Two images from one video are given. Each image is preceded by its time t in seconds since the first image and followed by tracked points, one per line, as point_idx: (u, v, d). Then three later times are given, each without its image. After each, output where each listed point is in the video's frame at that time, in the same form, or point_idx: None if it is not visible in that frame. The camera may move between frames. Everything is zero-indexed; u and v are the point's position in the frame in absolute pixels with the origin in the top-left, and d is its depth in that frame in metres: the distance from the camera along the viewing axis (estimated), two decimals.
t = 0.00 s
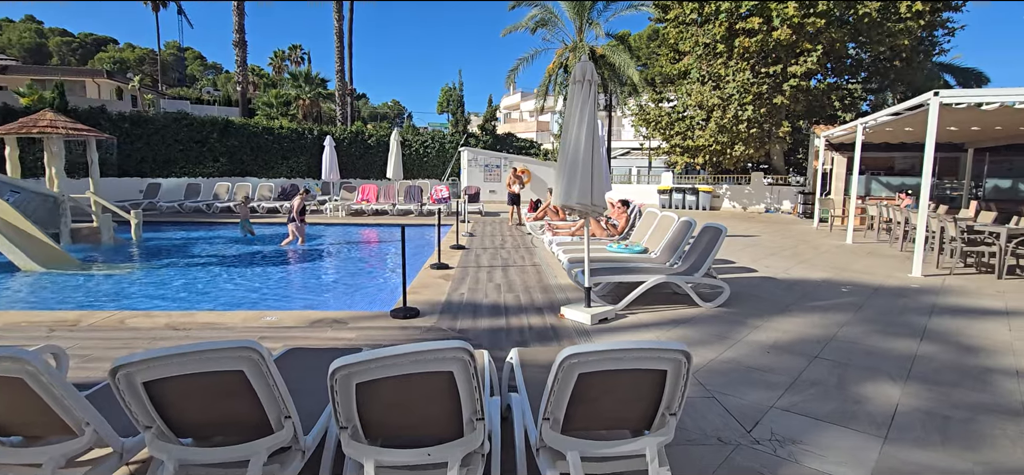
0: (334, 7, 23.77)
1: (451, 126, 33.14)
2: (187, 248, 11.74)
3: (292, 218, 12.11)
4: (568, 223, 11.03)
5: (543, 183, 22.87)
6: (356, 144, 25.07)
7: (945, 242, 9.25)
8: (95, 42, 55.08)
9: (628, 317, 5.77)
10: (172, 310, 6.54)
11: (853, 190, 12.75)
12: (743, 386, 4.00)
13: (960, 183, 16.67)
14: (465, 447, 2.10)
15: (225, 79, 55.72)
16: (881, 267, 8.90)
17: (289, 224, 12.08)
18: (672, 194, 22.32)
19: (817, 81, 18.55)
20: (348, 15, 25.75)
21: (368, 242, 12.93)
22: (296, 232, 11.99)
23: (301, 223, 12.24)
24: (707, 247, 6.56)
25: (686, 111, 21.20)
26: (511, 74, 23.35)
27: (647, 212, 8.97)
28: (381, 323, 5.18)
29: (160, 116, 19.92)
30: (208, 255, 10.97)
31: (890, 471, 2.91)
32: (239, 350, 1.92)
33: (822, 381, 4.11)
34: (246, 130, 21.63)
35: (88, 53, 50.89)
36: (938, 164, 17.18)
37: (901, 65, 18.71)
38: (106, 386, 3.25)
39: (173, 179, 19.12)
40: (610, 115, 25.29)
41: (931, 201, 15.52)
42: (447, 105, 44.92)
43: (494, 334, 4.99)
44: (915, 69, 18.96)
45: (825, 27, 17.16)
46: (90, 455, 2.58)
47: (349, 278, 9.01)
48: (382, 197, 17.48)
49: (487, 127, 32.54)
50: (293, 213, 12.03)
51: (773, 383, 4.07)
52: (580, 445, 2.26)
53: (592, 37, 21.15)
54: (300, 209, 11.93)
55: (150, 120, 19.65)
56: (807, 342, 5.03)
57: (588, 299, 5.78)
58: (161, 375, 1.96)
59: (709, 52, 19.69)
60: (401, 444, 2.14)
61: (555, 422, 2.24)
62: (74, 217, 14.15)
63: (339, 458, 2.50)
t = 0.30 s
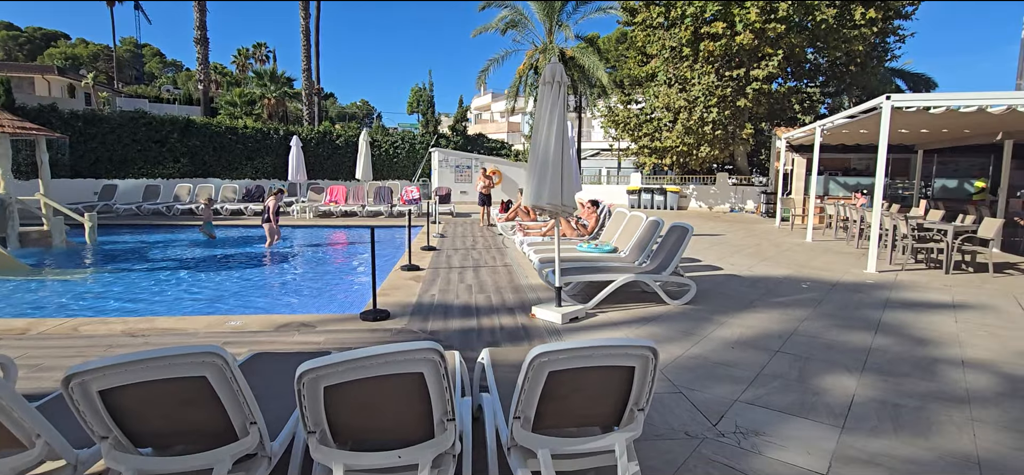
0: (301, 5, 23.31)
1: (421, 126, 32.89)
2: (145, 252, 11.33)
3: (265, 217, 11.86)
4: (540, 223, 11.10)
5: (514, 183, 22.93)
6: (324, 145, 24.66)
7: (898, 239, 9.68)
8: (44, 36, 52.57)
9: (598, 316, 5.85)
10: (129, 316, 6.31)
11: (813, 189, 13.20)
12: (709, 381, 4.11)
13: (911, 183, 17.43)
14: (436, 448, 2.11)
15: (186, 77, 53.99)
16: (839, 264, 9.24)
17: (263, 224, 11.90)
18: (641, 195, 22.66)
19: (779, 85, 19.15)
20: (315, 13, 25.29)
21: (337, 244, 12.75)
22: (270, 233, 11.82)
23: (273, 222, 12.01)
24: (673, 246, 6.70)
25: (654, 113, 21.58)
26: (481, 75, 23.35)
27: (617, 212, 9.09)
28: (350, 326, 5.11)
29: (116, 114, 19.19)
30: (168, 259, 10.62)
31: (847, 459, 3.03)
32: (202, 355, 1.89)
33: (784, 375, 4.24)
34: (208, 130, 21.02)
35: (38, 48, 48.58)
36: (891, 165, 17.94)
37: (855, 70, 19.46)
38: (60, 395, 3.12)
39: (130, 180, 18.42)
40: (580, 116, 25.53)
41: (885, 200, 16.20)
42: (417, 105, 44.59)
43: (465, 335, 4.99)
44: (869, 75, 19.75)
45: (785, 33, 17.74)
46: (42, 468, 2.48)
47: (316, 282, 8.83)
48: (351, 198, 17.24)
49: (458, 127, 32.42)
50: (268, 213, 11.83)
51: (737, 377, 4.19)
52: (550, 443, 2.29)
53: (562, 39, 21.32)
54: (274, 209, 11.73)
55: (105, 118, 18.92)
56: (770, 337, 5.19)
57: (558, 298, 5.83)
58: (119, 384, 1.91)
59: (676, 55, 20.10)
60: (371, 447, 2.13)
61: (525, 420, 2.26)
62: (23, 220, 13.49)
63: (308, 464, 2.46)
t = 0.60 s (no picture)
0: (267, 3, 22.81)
1: (392, 127, 32.56)
2: (102, 257, 10.90)
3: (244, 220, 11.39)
4: (512, 223, 11.14)
5: (486, 184, 22.93)
6: (292, 145, 24.20)
7: (855, 238, 10.06)
8: None
9: (569, 316, 5.89)
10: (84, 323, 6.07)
11: (776, 190, 13.58)
12: (678, 378, 4.19)
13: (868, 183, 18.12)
14: (406, 452, 2.09)
15: (145, 75, 52.20)
16: (801, 262, 9.54)
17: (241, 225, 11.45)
18: (612, 195, 22.94)
19: (743, 89, 19.64)
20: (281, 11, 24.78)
21: (305, 246, 12.54)
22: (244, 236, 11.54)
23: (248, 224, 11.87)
24: (643, 247, 6.80)
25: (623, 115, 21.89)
26: (452, 76, 23.27)
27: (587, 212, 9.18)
28: (319, 331, 5.02)
29: (70, 113, 18.42)
30: (126, 263, 10.24)
31: (809, 451, 3.13)
32: (161, 363, 1.83)
33: (749, 371, 4.36)
34: (170, 130, 20.37)
35: None
36: (849, 166, 18.63)
37: (816, 74, 20.12)
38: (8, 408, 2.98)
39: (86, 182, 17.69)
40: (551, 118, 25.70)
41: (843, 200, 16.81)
42: (388, 105, 44.17)
43: (436, 337, 4.96)
44: (828, 79, 20.44)
45: (749, 38, 18.23)
46: None
47: (284, 285, 8.64)
48: (320, 200, 16.95)
49: (429, 128, 32.22)
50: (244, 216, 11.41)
51: (704, 374, 4.28)
52: (521, 443, 2.30)
53: (533, 41, 21.43)
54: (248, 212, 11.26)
55: (58, 117, 18.15)
56: (736, 334, 5.32)
57: (530, 299, 5.85)
58: (71, 394, 1.83)
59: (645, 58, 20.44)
60: (339, 452, 2.10)
61: (496, 422, 2.26)
62: None
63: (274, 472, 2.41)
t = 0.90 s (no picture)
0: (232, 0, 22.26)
1: (363, 128, 32.19)
2: (56, 262, 10.46)
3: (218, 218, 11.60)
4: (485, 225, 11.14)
5: (458, 186, 22.85)
6: (259, 146, 23.66)
7: (817, 238, 10.39)
8: None
9: (541, 318, 5.91)
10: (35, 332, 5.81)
11: (742, 191, 13.93)
12: (648, 377, 4.25)
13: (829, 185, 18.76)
14: (375, 458, 2.07)
15: (103, 72, 50.30)
16: (766, 262, 9.79)
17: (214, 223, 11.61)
18: (584, 197, 23.16)
19: (711, 92, 20.06)
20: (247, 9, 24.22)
21: (272, 249, 12.29)
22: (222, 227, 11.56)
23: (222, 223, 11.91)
24: (614, 248, 6.88)
25: (594, 118, 22.14)
26: (424, 77, 23.14)
27: (559, 214, 9.24)
28: (287, 336, 4.92)
29: (21, 111, 17.57)
30: (82, 268, 9.86)
31: (773, 446, 3.21)
32: (117, 372, 1.78)
33: (716, 368, 4.45)
34: (129, 129, 19.71)
35: None
36: (811, 168, 19.24)
37: (779, 79, 20.70)
38: None
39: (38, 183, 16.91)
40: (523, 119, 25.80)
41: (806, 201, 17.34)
42: (359, 106, 43.63)
43: (408, 340, 4.92)
44: (791, 84, 21.06)
45: (715, 43, 18.66)
46: None
47: (250, 289, 8.45)
48: (289, 203, 16.62)
49: (400, 129, 31.96)
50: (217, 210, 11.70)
51: (673, 372, 4.36)
52: (492, 446, 2.29)
53: (505, 43, 21.47)
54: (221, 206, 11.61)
55: (9, 116, 17.34)
56: (704, 333, 5.43)
57: (502, 301, 5.85)
58: (20, 406, 1.76)
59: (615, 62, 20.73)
60: (306, 460, 2.06)
61: (467, 424, 2.25)
62: None
63: None
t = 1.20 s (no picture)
0: None
1: (333, 129, 31.69)
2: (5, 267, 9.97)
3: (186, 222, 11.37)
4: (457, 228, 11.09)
5: (430, 188, 22.71)
6: (224, 147, 23.07)
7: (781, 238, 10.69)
8: None
9: (513, 320, 5.92)
10: None
11: (710, 193, 14.23)
12: (618, 377, 4.30)
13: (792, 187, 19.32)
14: (342, 465, 2.05)
15: (57, 69, 48.23)
16: (733, 262, 10.02)
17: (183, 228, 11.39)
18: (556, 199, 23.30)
19: (679, 96, 20.45)
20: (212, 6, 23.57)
21: (238, 253, 12.00)
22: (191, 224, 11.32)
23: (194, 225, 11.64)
24: (585, 249, 6.93)
25: (566, 120, 22.31)
26: (395, 78, 22.94)
27: (531, 216, 9.27)
28: (253, 342, 4.82)
29: None
30: (34, 274, 9.42)
31: (739, 442, 3.29)
32: (68, 383, 1.72)
33: (684, 367, 4.54)
34: (86, 129, 18.98)
35: None
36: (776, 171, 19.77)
37: (745, 84, 21.21)
38: None
39: None
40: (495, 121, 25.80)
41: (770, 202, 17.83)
42: (328, 106, 42.93)
43: (379, 344, 4.87)
44: (756, 89, 21.61)
45: (683, 48, 19.03)
46: None
47: (215, 294, 8.24)
48: (255, 205, 16.24)
49: (372, 131, 31.57)
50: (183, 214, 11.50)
51: (643, 372, 4.42)
52: (461, 450, 2.29)
53: (477, 45, 21.43)
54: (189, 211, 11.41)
55: None
56: (673, 332, 5.53)
57: (474, 303, 5.84)
58: None
59: (586, 65, 20.92)
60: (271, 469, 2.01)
61: (437, 428, 2.24)
62: None
63: None
